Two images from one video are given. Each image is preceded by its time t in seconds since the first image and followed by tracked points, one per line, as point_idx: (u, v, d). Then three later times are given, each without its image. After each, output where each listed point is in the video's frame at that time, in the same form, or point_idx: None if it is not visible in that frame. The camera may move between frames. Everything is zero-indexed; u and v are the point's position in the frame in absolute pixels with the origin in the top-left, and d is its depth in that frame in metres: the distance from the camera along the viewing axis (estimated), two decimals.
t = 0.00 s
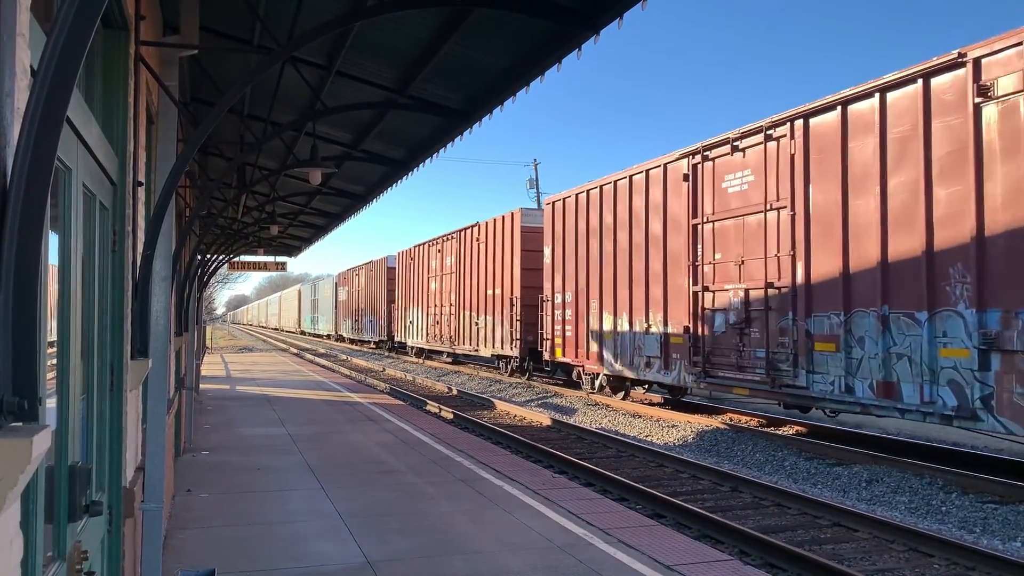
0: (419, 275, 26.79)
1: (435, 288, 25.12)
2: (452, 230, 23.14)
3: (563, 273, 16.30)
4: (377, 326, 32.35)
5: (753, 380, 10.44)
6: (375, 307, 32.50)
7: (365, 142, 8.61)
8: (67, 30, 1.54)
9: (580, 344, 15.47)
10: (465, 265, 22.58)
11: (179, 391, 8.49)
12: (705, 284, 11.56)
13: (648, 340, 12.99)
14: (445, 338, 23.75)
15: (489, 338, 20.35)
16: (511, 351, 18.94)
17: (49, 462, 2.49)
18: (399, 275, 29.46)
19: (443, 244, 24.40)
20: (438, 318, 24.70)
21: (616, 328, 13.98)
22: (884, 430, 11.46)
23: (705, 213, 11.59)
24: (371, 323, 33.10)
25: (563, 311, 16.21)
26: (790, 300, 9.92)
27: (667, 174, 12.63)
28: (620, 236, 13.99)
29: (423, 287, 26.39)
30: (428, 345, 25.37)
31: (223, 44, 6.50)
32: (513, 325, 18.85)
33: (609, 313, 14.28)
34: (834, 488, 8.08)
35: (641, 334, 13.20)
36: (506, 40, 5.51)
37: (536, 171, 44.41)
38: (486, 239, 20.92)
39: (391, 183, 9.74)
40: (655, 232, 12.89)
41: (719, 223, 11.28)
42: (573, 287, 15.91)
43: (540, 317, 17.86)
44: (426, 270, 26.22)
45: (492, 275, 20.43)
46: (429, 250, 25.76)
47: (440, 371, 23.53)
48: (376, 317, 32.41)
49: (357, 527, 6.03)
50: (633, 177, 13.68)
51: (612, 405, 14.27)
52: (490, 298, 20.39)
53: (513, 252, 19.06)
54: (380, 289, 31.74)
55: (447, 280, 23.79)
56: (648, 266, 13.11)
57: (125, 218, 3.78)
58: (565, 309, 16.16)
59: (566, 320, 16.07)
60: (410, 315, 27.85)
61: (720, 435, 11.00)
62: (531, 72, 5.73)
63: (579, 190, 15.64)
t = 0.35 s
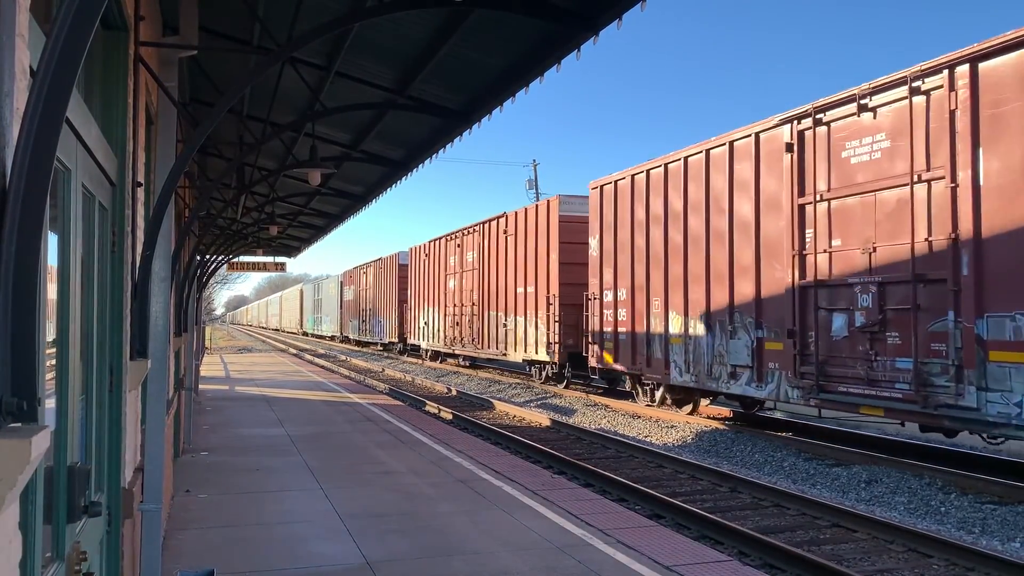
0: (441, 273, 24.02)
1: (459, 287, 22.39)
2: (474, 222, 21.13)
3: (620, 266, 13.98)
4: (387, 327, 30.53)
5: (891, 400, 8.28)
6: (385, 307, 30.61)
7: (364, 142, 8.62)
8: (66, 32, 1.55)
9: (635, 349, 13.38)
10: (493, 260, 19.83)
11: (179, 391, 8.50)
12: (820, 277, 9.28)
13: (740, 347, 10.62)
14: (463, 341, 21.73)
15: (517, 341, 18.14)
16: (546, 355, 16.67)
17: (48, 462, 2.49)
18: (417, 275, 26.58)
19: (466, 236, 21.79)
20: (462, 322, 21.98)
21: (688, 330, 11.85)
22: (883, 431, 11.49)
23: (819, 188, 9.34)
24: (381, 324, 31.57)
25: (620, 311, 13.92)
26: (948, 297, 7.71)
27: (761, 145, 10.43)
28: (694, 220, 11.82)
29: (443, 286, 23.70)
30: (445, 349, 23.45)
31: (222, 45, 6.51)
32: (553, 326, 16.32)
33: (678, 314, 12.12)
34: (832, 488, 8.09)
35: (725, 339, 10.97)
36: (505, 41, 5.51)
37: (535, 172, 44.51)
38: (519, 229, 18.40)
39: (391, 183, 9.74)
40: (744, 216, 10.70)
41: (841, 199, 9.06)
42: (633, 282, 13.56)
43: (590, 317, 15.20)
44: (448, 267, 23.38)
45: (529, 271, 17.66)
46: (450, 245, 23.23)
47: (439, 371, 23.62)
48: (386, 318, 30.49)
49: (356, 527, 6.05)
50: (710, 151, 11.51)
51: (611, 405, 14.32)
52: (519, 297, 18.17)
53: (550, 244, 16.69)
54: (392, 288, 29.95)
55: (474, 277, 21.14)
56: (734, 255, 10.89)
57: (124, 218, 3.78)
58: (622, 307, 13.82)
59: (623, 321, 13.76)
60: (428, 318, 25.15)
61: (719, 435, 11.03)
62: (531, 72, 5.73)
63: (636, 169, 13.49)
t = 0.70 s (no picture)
0: (461, 270, 22.19)
1: (483, 284, 20.51)
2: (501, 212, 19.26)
3: (697, 257, 11.84)
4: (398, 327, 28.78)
5: None
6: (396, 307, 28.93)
7: (363, 143, 8.61)
8: (65, 34, 1.55)
9: (713, 356, 11.33)
10: (525, 254, 17.97)
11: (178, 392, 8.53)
12: (1000, 266, 7.11)
13: (873, 355, 8.56)
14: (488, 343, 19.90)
15: (557, 344, 16.32)
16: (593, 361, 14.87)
17: (46, 463, 2.48)
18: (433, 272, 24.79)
19: (490, 228, 19.93)
20: (487, 323, 20.19)
21: (789, 334, 9.85)
22: (884, 432, 11.47)
23: (993, 151, 7.28)
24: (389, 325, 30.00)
25: (694, 311, 11.83)
26: None
27: (900, 102, 8.46)
28: (799, 199, 9.82)
29: (464, 284, 21.83)
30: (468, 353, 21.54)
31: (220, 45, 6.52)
32: (602, 328, 14.57)
33: (777, 314, 10.05)
34: (831, 488, 8.11)
35: (848, 345, 8.96)
36: (504, 41, 5.51)
37: (535, 172, 44.46)
38: (556, 219, 16.61)
39: (390, 183, 9.72)
40: (875, 191, 8.72)
41: None
42: (713, 275, 11.46)
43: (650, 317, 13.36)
44: (468, 263, 21.58)
45: (571, 264, 15.93)
46: (470, 238, 21.39)
47: (439, 372, 23.68)
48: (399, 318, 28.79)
49: (355, 528, 6.05)
50: (824, 112, 9.51)
51: (609, 406, 14.36)
52: (558, 294, 16.38)
53: (596, 232, 14.91)
54: (403, 288, 28.24)
55: (501, 273, 19.28)
56: (860, 242, 8.87)
57: (123, 219, 3.78)
58: (698, 307, 11.71)
59: (700, 323, 11.65)
60: (447, 320, 23.21)
61: (718, 435, 11.05)
62: (530, 73, 5.72)
63: (716, 142, 11.47)
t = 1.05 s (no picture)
0: (489, 265, 19.98)
1: (517, 279, 18.30)
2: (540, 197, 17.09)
3: (812, 245, 9.71)
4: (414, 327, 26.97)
5: None
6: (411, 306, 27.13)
7: (362, 143, 8.61)
8: (64, 34, 1.54)
9: (831, 365, 9.28)
10: (568, 245, 15.82)
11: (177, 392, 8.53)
12: None
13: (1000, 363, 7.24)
14: (520, 346, 17.90)
15: (610, 348, 14.19)
16: (656, 370, 12.78)
17: (46, 464, 2.47)
18: (456, 266, 22.71)
19: (528, 217, 17.61)
20: (519, 324, 18.11)
21: (947, 338, 7.81)
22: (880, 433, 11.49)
23: None
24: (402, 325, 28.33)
25: (805, 309, 9.76)
26: None
27: None
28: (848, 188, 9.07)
29: (494, 280, 19.63)
30: (499, 357, 19.39)
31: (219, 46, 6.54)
32: (669, 330, 12.49)
33: (932, 313, 8.00)
34: (830, 488, 8.12)
35: None
36: (503, 41, 5.50)
37: (535, 173, 44.40)
38: (608, 204, 14.52)
39: (389, 183, 9.70)
40: None
41: None
42: (831, 265, 9.38)
43: (735, 317, 11.20)
44: (498, 256, 19.42)
45: (626, 254, 13.81)
46: (499, 228, 19.23)
47: (438, 372, 23.72)
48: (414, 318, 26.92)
49: (355, 528, 6.05)
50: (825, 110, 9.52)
51: (609, 405, 14.37)
52: (610, 291, 14.29)
53: (659, 218, 12.82)
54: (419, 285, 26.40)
55: (538, 268, 17.13)
56: (1013, 220, 7.20)
57: (122, 220, 3.77)
58: (810, 304, 9.66)
59: (812, 324, 9.59)
60: (473, 319, 21.03)
61: (718, 435, 11.07)
62: (530, 73, 5.72)
63: (830, 100, 9.48)
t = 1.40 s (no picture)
0: (523, 259, 17.53)
1: (563, 274, 15.79)
2: (589, 179, 14.69)
3: (994, 223, 7.27)
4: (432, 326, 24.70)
5: None
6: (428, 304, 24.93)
7: (363, 143, 8.61)
8: (64, 34, 1.54)
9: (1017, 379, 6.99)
10: (622, 234, 13.58)
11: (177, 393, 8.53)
12: None
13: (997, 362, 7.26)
14: (560, 350, 15.76)
15: (681, 354, 11.92)
16: (748, 380, 10.57)
17: (46, 464, 2.46)
18: (485, 261, 19.99)
19: (585, 199, 14.90)
20: (561, 326, 15.81)
21: None
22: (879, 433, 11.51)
23: None
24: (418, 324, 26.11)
25: (975, 307, 7.45)
26: None
27: None
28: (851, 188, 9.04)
29: (534, 275, 17.00)
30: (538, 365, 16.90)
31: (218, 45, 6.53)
32: (765, 331, 10.26)
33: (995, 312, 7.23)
34: (830, 488, 8.12)
35: None
36: (504, 41, 5.50)
37: (535, 173, 44.35)
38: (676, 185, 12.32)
39: (389, 183, 9.69)
40: None
41: None
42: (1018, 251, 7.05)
43: (864, 317, 8.91)
44: (532, 250, 17.12)
45: (704, 242, 11.56)
46: (536, 217, 16.93)
47: (437, 372, 23.72)
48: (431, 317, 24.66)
49: (355, 528, 6.05)
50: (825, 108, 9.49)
51: (609, 405, 14.38)
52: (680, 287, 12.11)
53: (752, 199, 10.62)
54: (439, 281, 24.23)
55: (584, 261, 14.86)
56: None
57: (122, 220, 3.77)
58: (982, 301, 7.34)
59: (986, 326, 7.28)
60: (507, 322, 18.32)
61: (718, 435, 11.07)
62: (530, 73, 5.72)
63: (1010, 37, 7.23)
